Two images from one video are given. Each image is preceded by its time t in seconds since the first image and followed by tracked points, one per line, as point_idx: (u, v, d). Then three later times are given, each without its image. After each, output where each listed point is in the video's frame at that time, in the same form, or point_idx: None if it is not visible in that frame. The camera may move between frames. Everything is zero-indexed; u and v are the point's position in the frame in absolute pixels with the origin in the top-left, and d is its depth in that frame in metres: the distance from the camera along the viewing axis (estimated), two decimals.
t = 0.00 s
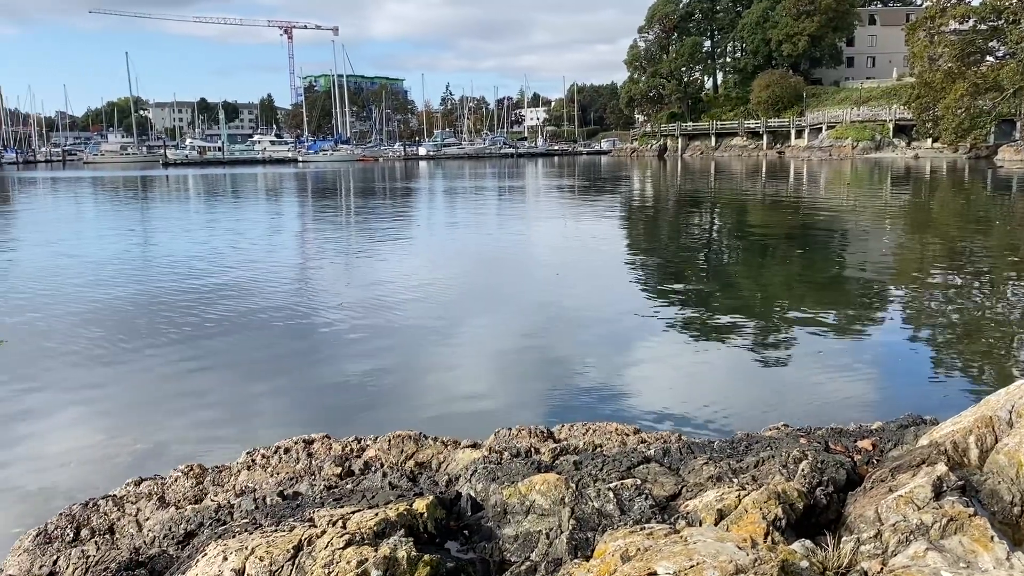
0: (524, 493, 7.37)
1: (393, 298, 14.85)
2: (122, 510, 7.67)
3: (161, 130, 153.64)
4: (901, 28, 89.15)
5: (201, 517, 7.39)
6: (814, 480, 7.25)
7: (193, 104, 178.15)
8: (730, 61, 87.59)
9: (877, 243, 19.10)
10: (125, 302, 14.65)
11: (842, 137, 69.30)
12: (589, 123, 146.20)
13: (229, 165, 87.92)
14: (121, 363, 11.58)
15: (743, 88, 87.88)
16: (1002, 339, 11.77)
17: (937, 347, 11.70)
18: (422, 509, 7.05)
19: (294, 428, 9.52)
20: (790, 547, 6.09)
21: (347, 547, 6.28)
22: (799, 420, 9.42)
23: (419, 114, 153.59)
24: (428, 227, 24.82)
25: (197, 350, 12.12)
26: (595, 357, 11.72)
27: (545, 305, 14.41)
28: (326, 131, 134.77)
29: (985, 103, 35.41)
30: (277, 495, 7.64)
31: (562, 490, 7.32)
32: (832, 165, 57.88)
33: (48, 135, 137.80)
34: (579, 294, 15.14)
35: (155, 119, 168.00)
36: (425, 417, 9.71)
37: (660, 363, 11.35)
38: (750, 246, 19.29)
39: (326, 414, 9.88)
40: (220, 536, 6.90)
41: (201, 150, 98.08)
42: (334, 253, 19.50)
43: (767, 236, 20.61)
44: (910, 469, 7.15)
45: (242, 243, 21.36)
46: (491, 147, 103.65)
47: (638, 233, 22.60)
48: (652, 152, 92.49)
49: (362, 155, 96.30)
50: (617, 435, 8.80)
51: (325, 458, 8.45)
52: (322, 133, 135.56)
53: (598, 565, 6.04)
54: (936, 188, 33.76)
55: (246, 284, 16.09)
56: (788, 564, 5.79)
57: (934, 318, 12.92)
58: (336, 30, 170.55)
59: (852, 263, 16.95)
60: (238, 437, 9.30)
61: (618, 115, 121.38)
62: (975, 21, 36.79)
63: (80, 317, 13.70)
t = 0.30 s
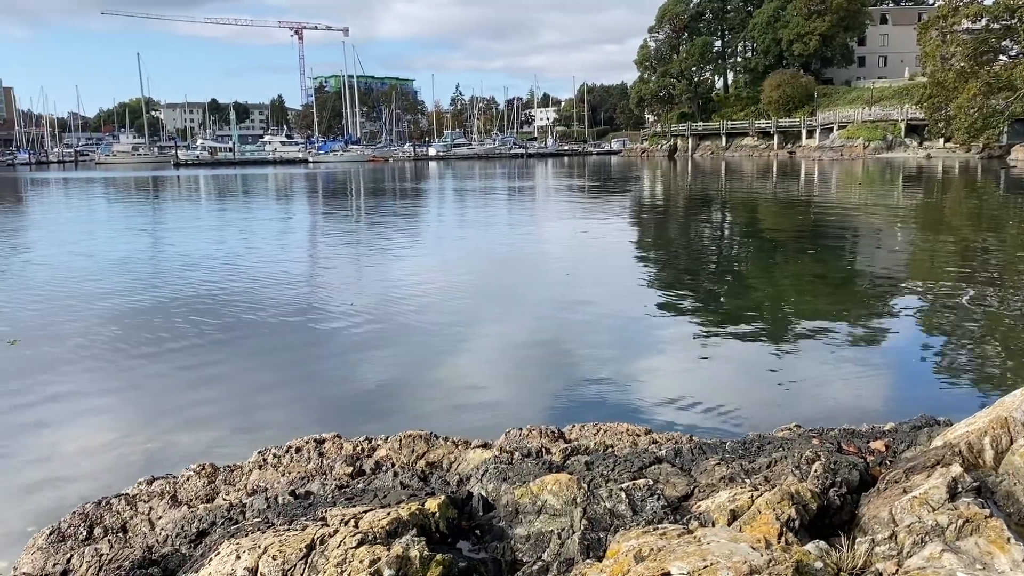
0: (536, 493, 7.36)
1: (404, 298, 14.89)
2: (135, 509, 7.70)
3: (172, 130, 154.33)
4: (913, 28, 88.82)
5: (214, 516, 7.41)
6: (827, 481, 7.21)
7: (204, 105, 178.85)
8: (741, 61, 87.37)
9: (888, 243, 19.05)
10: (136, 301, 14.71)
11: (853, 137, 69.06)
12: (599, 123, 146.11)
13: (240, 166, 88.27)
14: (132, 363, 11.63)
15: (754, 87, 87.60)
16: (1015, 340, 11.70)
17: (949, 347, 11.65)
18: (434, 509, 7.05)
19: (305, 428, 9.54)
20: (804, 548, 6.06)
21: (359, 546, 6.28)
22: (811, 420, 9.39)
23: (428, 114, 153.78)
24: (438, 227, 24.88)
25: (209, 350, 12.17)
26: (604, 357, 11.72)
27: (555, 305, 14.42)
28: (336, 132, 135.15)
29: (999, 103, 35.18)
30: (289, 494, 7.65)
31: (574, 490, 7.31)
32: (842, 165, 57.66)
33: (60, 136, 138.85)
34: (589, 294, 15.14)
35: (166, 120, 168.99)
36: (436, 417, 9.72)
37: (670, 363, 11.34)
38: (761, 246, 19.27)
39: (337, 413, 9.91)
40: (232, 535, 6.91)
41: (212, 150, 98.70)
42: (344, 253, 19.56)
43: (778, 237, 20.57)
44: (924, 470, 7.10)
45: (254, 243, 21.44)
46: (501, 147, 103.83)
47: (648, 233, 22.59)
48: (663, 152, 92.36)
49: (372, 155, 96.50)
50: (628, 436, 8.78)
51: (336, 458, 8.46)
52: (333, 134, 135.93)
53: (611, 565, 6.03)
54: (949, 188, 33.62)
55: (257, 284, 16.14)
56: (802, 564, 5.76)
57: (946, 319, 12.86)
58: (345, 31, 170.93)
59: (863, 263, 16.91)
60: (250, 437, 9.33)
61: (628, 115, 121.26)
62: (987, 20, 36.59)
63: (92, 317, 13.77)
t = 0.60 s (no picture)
0: (548, 491, 7.35)
1: (413, 298, 14.89)
2: (147, 507, 7.71)
3: (183, 130, 154.84)
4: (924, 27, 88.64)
5: (225, 514, 7.43)
6: (840, 481, 7.18)
7: (215, 106, 179.39)
8: (751, 61, 87.23)
9: (900, 244, 18.98)
10: (147, 301, 14.78)
11: (864, 137, 68.80)
12: (609, 123, 146.04)
13: (251, 166, 88.58)
14: (143, 362, 11.68)
15: (764, 88, 87.43)
16: None
17: (963, 348, 11.57)
18: (446, 507, 7.04)
19: (316, 427, 9.56)
20: (818, 547, 6.02)
21: (371, 543, 6.28)
22: (823, 420, 9.35)
23: (438, 115, 154.01)
24: (448, 227, 24.86)
25: (219, 349, 12.21)
26: (614, 357, 11.70)
27: (565, 305, 14.40)
28: (346, 133, 135.45)
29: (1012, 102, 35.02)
30: (300, 493, 7.65)
31: (586, 489, 7.29)
32: (854, 164, 57.43)
33: (73, 136, 139.79)
34: (599, 294, 15.13)
35: (178, 121, 169.98)
36: (447, 416, 9.72)
37: (681, 363, 11.31)
38: (772, 247, 19.19)
39: (347, 412, 9.93)
40: (245, 533, 6.92)
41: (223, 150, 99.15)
42: (354, 253, 19.61)
43: (790, 237, 20.49)
44: (939, 470, 7.05)
45: (265, 243, 21.52)
46: (510, 147, 103.90)
47: (658, 233, 22.54)
48: (673, 152, 92.23)
49: (382, 155, 96.67)
50: (639, 435, 8.75)
51: (347, 457, 8.46)
52: (343, 134, 136.19)
53: (624, 564, 6.00)
54: (962, 188, 33.51)
55: (267, 284, 16.18)
56: (817, 564, 5.72)
57: (959, 320, 12.77)
58: (355, 32, 171.24)
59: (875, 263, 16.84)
60: (261, 435, 9.36)
61: (638, 115, 121.10)
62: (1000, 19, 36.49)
63: (104, 316, 13.84)
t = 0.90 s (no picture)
0: (558, 491, 7.35)
1: (422, 298, 14.91)
2: (159, 506, 7.76)
3: (194, 130, 155.29)
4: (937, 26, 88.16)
5: (237, 513, 7.46)
6: (852, 482, 7.15)
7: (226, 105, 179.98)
8: (762, 60, 86.88)
9: (912, 243, 18.86)
10: (159, 300, 14.86)
11: (876, 136, 68.40)
12: (619, 123, 145.83)
13: (261, 166, 88.79)
14: (154, 361, 11.75)
15: (775, 86, 87.07)
16: None
17: (975, 348, 11.52)
18: (456, 507, 7.06)
19: (326, 426, 9.59)
20: (830, 549, 6.00)
21: (382, 543, 6.29)
22: (835, 421, 9.30)
23: (448, 115, 154.08)
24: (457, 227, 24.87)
25: (230, 349, 12.27)
26: (623, 357, 11.69)
27: (574, 305, 14.38)
28: (356, 132, 135.62)
29: None
30: (311, 492, 7.68)
31: (596, 490, 7.29)
32: (865, 164, 57.15)
33: (85, 136, 140.57)
34: (609, 294, 15.11)
35: (189, 121, 170.74)
36: (456, 416, 9.73)
37: (690, 363, 11.31)
38: (783, 246, 19.10)
39: (357, 412, 9.95)
40: (257, 532, 6.95)
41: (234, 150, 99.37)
42: (364, 253, 19.64)
43: (800, 237, 20.38)
44: (952, 472, 7.01)
45: (275, 243, 21.60)
46: (520, 147, 103.85)
47: (668, 233, 22.48)
48: (683, 151, 92.00)
49: (392, 155, 96.74)
50: (650, 436, 8.74)
51: (358, 456, 8.49)
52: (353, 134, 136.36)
53: (635, 565, 6.00)
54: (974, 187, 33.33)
55: (277, 283, 16.24)
56: (829, 565, 5.70)
57: (971, 320, 12.68)
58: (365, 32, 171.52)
59: (886, 263, 16.74)
60: (271, 435, 9.40)
61: (648, 115, 120.84)
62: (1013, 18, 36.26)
63: (116, 316, 13.93)
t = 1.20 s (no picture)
0: (571, 490, 7.36)
1: (431, 298, 14.92)
2: (172, 504, 7.78)
3: (206, 130, 155.73)
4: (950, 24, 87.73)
5: (250, 511, 7.48)
6: (866, 482, 7.13)
7: (237, 105, 180.47)
8: (773, 59, 86.61)
9: (925, 243, 18.76)
10: (170, 299, 14.91)
11: (887, 135, 68.09)
12: (629, 122, 145.66)
13: (273, 166, 89.01)
14: (166, 360, 11.79)
15: (787, 85, 86.75)
16: None
17: (987, 348, 11.44)
18: (469, 506, 7.06)
19: (337, 425, 9.61)
20: (845, 548, 5.98)
21: (396, 541, 6.30)
22: (848, 421, 9.25)
23: (458, 114, 154.20)
24: (467, 226, 24.88)
25: (241, 347, 12.32)
26: (634, 356, 11.67)
27: (584, 305, 14.36)
28: (366, 132, 135.75)
29: None
30: (324, 490, 7.70)
31: (609, 489, 7.29)
32: (878, 163, 56.95)
33: (98, 135, 141.31)
34: (619, 293, 15.08)
35: (200, 120, 171.33)
36: (467, 416, 9.73)
37: (702, 362, 11.28)
38: (794, 246, 19.04)
39: (368, 411, 9.97)
40: (270, 530, 6.96)
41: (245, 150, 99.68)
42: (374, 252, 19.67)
43: (812, 236, 20.30)
44: (968, 472, 6.96)
45: (286, 242, 21.64)
46: (530, 146, 103.78)
47: (678, 232, 22.43)
48: (694, 150, 91.83)
49: (403, 155, 96.82)
50: (661, 435, 8.73)
51: (370, 454, 8.51)
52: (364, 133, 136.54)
53: (650, 564, 5.99)
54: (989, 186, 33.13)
55: (287, 282, 16.27)
56: (845, 565, 5.68)
57: (984, 320, 12.59)
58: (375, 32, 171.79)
59: (897, 262, 16.66)
60: (283, 433, 9.43)
61: (659, 114, 120.57)
62: None
63: (127, 315, 13.98)
